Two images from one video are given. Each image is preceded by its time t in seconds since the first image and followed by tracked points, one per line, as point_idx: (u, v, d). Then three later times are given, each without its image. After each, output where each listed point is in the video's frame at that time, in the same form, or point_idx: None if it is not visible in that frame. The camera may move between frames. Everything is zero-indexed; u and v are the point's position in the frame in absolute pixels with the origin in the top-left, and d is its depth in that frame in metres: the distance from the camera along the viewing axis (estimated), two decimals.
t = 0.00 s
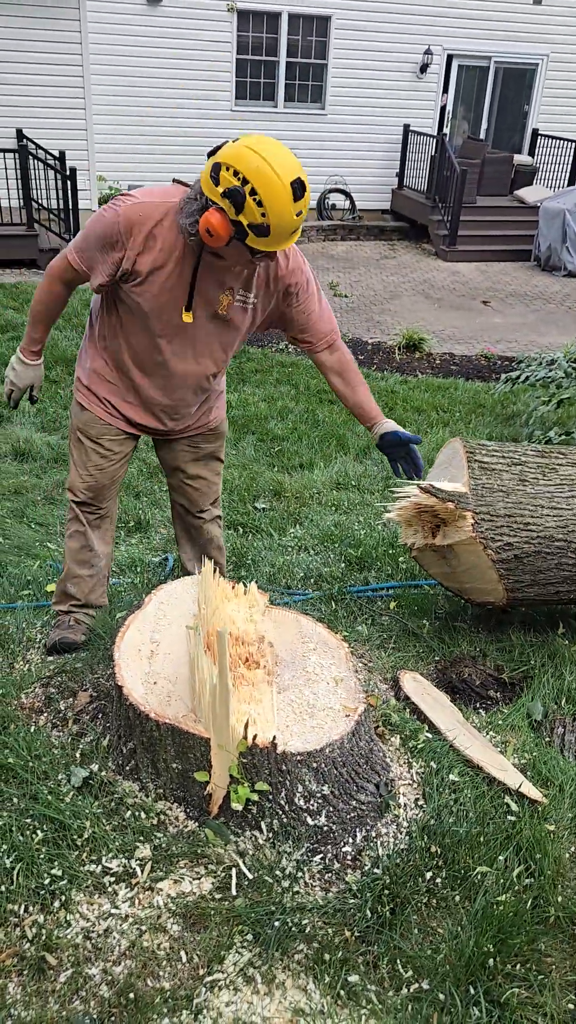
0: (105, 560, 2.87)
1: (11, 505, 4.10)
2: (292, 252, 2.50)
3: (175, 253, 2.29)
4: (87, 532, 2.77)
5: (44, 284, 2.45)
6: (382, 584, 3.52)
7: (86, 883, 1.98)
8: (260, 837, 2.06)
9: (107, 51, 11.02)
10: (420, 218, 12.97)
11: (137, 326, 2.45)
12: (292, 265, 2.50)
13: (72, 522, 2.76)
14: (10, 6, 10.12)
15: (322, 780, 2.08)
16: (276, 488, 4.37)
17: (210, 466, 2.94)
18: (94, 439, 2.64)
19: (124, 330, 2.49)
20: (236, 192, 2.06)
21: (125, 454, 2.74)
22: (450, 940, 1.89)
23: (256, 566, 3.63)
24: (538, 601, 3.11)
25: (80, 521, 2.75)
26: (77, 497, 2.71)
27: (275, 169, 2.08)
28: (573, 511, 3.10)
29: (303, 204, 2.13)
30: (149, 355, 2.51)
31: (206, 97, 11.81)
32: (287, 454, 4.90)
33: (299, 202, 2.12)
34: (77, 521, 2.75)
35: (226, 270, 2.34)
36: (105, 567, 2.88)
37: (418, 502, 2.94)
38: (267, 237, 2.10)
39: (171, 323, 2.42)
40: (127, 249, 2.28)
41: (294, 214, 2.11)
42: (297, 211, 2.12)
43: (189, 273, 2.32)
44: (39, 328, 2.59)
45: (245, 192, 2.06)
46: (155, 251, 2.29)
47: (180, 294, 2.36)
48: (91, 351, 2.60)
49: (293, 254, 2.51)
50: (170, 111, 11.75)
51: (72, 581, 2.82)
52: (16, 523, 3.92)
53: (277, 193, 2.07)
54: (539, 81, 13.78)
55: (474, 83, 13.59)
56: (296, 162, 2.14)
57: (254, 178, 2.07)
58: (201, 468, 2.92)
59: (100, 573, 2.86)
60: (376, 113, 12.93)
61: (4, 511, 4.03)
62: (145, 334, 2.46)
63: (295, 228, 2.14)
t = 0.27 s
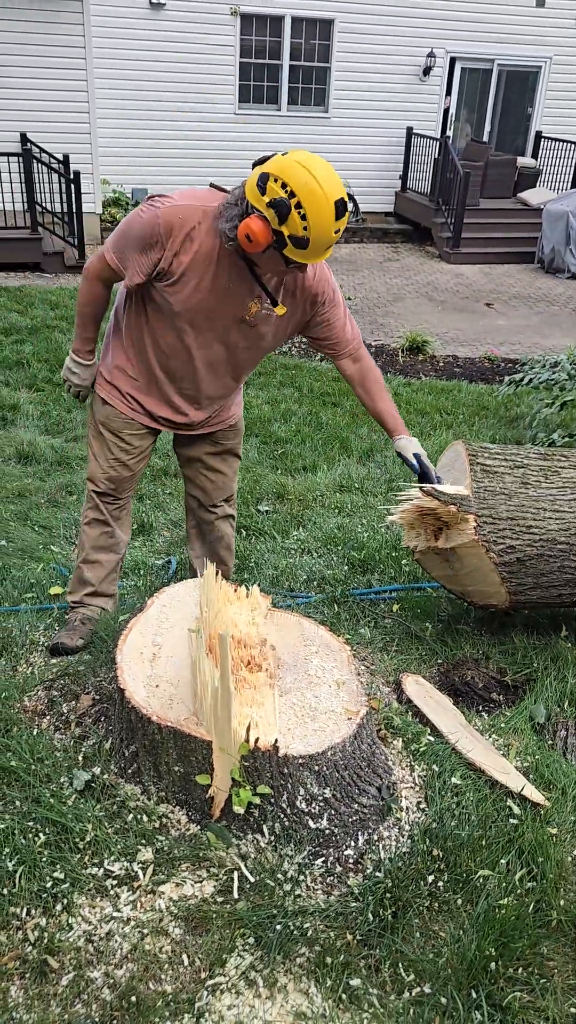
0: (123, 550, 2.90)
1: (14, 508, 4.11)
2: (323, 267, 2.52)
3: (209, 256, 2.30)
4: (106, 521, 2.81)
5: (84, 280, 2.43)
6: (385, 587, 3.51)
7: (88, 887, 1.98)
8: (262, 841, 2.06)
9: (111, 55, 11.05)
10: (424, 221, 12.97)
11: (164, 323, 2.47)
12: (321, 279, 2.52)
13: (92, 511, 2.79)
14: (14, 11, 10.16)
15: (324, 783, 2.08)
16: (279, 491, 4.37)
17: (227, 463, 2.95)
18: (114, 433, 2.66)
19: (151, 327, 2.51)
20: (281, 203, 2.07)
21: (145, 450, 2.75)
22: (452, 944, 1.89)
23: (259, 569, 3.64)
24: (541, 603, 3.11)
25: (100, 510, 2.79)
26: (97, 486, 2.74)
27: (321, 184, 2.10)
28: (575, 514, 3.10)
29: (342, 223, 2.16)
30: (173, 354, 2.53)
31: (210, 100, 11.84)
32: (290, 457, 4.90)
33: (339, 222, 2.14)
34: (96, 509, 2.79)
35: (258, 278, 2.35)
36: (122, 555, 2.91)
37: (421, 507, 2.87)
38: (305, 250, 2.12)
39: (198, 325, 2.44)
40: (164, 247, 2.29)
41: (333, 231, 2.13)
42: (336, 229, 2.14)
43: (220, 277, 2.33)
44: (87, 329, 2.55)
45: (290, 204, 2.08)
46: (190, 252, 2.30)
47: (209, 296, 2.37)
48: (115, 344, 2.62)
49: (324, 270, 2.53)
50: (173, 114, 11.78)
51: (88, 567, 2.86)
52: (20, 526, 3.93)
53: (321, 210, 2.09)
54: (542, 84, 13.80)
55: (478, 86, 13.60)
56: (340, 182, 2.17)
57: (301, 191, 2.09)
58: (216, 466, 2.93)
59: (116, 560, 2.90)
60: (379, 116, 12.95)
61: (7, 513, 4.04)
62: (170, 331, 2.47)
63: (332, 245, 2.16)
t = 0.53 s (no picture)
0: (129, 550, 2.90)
1: (18, 510, 4.12)
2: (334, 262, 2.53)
3: (222, 245, 2.31)
4: (112, 520, 2.80)
5: (94, 272, 2.42)
6: (389, 588, 3.52)
7: (93, 889, 1.98)
8: (267, 843, 2.06)
9: (113, 57, 11.07)
10: (426, 222, 12.98)
11: (175, 315, 2.47)
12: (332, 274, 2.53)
13: (97, 509, 2.78)
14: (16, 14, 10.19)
15: (329, 785, 2.07)
16: (282, 493, 4.37)
17: (234, 468, 2.94)
18: (121, 430, 2.66)
19: (162, 319, 2.51)
20: (296, 184, 2.09)
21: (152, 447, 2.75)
22: (458, 946, 1.88)
23: (263, 570, 3.64)
24: (545, 604, 3.11)
25: (106, 509, 2.78)
26: (103, 485, 2.73)
27: (335, 167, 2.12)
28: None
29: (356, 207, 2.16)
30: (184, 346, 2.53)
31: (211, 103, 11.86)
32: (293, 459, 4.89)
33: (353, 205, 2.15)
34: (103, 509, 2.78)
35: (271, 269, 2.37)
36: (129, 555, 2.91)
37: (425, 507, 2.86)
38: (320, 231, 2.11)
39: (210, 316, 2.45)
40: (177, 237, 2.30)
41: (347, 214, 2.13)
42: (350, 211, 2.13)
43: (232, 267, 2.34)
44: (96, 323, 2.52)
45: (304, 185, 2.10)
46: (203, 241, 2.31)
47: (220, 286, 2.38)
48: (125, 337, 2.62)
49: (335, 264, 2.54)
50: (175, 117, 11.80)
51: (94, 567, 2.85)
52: (23, 528, 3.93)
53: (336, 192, 2.10)
54: (544, 86, 13.83)
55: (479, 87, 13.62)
56: (354, 167, 2.18)
57: (316, 173, 2.10)
58: (223, 469, 2.92)
59: (122, 560, 2.89)
60: (381, 118, 12.96)
61: (10, 515, 4.05)
62: (181, 322, 2.48)
63: (347, 228, 2.15)
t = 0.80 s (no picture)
0: (133, 554, 2.88)
1: (21, 511, 4.12)
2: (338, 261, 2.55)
3: (229, 242, 2.32)
4: (115, 523, 2.78)
5: (100, 270, 2.41)
6: (393, 588, 3.52)
7: (99, 891, 1.98)
8: (273, 845, 2.06)
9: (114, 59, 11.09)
10: (427, 223, 12.98)
11: (181, 313, 2.47)
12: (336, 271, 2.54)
13: (101, 512, 2.77)
14: (18, 17, 10.21)
15: (335, 787, 2.07)
16: (285, 494, 4.38)
17: (236, 471, 2.94)
18: (124, 431, 2.65)
19: (167, 317, 2.51)
20: (309, 175, 2.10)
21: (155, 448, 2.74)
22: (465, 949, 1.87)
23: (266, 571, 3.64)
24: (550, 605, 3.11)
25: (110, 511, 2.76)
26: (106, 487, 2.73)
27: (347, 161, 2.13)
28: None
29: (366, 202, 2.16)
30: (188, 345, 2.53)
31: (213, 104, 11.87)
32: (296, 460, 4.90)
33: (364, 200, 2.16)
34: (106, 512, 2.77)
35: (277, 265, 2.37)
36: (132, 560, 2.89)
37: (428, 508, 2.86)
38: (330, 223, 2.11)
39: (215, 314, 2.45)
40: (184, 233, 2.30)
41: (358, 207, 2.14)
42: (360, 205, 2.14)
43: (239, 262, 2.35)
44: (101, 321, 2.52)
45: (317, 176, 2.10)
46: (210, 237, 2.31)
47: (226, 283, 2.39)
48: (129, 336, 2.61)
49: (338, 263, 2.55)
50: (176, 119, 11.82)
51: (97, 571, 2.83)
52: (27, 530, 3.94)
53: (347, 185, 2.11)
54: (545, 86, 13.82)
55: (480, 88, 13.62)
56: (365, 162, 2.19)
57: (329, 165, 2.11)
58: (226, 472, 2.92)
59: (125, 565, 2.87)
60: (382, 119, 12.97)
61: (14, 517, 4.05)
62: (186, 320, 2.47)
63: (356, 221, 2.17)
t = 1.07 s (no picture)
0: (138, 565, 2.87)
1: (23, 513, 4.12)
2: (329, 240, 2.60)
3: (229, 230, 2.34)
4: (121, 537, 2.76)
5: (101, 283, 2.38)
6: (396, 590, 3.51)
7: (105, 896, 1.97)
8: (279, 849, 2.05)
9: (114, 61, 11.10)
10: (428, 224, 12.98)
11: (188, 312, 2.46)
12: (328, 252, 2.59)
13: (106, 526, 2.75)
14: (19, 19, 10.22)
15: (341, 790, 2.06)
16: (288, 495, 4.37)
17: (242, 475, 2.93)
18: (131, 444, 2.63)
19: (173, 319, 2.50)
20: (305, 145, 2.14)
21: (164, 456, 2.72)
22: (472, 953, 1.87)
23: (269, 574, 3.63)
24: (554, 608, 3.09)
25: (116, 525, 2.75)
26: (112, 502, 2.70)
27: (340, 129, 2.18)
28: None
29: (362, 166, 2.22)
30: (197, 342, 2.51)
31: (213, 106, 11.88)
32: (297, 461, 4.89)
33: (359, 165, 2.21)
34: (110, 526, 2.75)
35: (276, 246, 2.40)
36: (136, 573, 2.88)
37: (433, 509, 2.94)
38: (331, 191, 2.16)
39: (223, 306, 2.44)
40: (184, 228, 2.30)
41: (355, 174, 2.20)
42: (357, 171, 2.20)
43: (241, 249, 2.36)
44: (107, 334, 2.47)
45: (313, 145, 2.15)
46: (210, 227, 2.32)
47: (231, 274, 2.39)
48: (135, 347, 2.59)
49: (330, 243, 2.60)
50: (176, 120, 11.82)
51: (101, 583, 2.84)
52: (29, 533, 3.93)
53: (344, 153, 2.16)
54: (546, 87, 13.82)
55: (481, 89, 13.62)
56: (357, 128, 2.24)
57: (324, 134, 2.16)
58: (233, 476, 2.91)
59: (130, 576, 2.86)
60: (383, 120, 12.97)
61: (16, 520, 4.05)
62: (194, 318, 2.46)
63: (353, 187, 2.22)
